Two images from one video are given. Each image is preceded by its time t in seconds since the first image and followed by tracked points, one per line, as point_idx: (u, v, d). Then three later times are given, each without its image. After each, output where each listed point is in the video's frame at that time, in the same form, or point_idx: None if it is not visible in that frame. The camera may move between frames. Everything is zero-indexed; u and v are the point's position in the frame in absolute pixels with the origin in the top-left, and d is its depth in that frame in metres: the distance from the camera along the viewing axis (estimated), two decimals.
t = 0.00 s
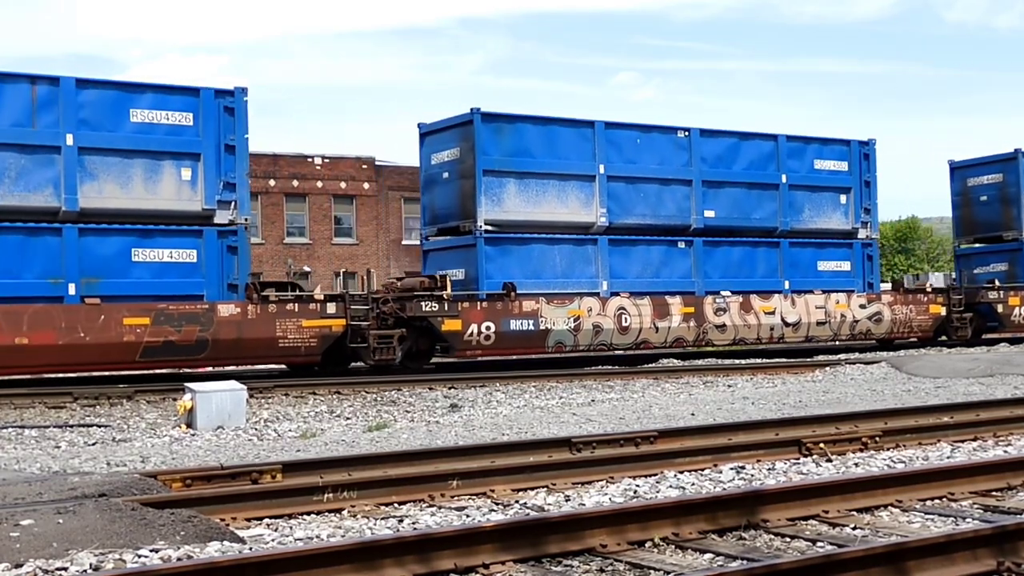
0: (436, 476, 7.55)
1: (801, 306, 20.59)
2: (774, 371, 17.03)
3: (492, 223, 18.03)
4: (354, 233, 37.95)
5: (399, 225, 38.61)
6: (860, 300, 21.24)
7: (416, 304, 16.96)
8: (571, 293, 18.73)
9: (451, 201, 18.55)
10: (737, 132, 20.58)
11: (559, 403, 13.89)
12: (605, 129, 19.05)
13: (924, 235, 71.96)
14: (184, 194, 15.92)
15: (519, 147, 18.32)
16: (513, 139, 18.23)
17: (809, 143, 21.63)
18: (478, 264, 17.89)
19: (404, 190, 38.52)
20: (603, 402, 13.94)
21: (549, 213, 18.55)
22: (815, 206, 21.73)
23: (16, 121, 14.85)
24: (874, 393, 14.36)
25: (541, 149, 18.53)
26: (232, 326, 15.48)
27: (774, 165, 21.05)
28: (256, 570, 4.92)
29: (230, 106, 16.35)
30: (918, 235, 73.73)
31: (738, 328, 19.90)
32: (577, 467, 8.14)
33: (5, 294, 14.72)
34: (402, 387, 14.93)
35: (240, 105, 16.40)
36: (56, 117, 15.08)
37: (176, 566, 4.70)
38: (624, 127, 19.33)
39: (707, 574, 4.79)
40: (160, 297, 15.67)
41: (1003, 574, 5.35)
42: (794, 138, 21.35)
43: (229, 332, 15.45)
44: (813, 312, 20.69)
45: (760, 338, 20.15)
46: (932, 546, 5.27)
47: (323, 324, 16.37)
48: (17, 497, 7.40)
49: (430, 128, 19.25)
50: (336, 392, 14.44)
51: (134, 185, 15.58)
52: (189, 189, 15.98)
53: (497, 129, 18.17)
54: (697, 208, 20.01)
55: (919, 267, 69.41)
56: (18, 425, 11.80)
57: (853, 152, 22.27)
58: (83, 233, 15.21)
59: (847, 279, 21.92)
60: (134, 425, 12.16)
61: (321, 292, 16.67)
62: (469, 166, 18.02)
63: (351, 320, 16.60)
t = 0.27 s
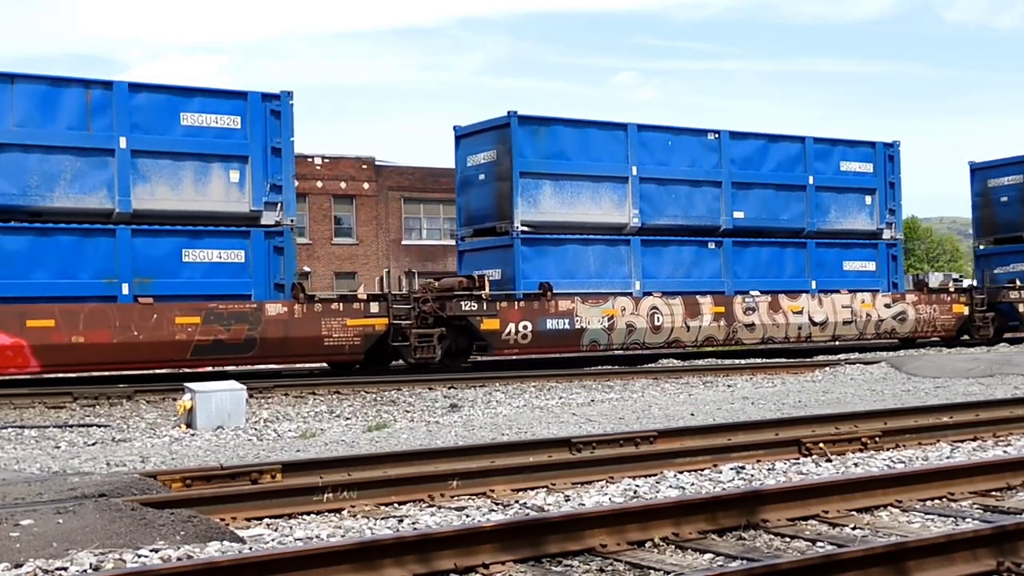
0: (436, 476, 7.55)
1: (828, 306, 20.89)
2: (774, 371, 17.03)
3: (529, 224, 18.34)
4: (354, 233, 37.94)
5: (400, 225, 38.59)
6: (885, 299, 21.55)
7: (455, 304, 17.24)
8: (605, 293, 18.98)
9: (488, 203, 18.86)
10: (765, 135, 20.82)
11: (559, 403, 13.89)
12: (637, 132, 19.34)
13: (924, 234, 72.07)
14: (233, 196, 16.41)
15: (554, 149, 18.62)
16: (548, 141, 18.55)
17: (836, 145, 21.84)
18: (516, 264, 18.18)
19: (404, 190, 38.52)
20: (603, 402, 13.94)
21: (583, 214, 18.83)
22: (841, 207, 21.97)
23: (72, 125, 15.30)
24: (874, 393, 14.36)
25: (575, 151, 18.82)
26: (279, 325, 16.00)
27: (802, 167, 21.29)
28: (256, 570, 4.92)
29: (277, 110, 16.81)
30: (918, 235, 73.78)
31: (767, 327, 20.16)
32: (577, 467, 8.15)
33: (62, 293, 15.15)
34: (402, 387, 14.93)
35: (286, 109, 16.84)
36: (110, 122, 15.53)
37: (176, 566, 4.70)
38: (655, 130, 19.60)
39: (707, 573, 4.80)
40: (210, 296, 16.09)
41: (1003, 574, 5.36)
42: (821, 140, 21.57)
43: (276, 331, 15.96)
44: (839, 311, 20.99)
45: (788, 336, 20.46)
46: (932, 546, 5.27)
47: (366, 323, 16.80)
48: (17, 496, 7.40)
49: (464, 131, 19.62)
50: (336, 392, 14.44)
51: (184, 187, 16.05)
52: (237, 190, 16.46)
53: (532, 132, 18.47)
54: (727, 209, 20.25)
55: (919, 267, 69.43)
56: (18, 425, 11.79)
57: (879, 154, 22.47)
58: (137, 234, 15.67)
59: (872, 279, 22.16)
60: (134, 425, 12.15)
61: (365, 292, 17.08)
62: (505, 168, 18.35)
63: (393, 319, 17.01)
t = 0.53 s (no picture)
0: (436, 476, 7.55)
1: (854, 305, 21.11)
2: (774, 371, 17.03)
3: (565, 225, 18.57)
4: (354, 233, 37.93)
5: (400, 225, 38.57)
6: (910, 299, 21.75)
7: (494, 304, 17.57)
8: (637, 293, 19.24)
9: (523, 204, 19.03)
10: (793, 137, 21.09)
11: (558, 403, 13.89)
12: (669, 134, 19.57)
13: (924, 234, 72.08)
14: (279, 198, 16.44)
15: (588, 151, 18.84)
16: (583, 144, 18.77)
17: (862, 146, 22.06)
18: (551, 265, 18.41)
19: (404, 190, 38.54)
20: (603, 402, 13.94)
21: (616, 215, 19.06)
22: (867, 208, 22.21)
23: (125, 128, 15.40)
24: (874, 394, 14.37)
25: (609, 153, 19.04)
26: (325, 324, 16.21)
27: (828, 168, 21.55)
28: (256, 570, 4.92)
29: (322, 113, 16.83)
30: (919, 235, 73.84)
31: (795, 327, 20.37)
32: (577, 467, 8.15)
33: (115, 293, 15.30)
34: (402, 388, 14.93)
35: (331, 112, 16.87)
36: (162, 125, 15.62)
37: (176, 566, 4.70)
38: (686, 133, 19.84)
39: (707, 573, 4.80)
40: (258, 296, 16.22)
41: (1003, 574, 5.36)
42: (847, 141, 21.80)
43: (321, 330, 16.17)
44: (865, 310, 21.20)
45: (816, 335, 20.66)
46: (932, 546, 5.27)
47: (408, 323, 17.05)
48: (17, 497, 7.40)
49: (499, 134, 19.76)
50: (336, 392, 14.44)
51: (233, 189, 16.10)
52: (283, 193, 16.50)
53: (568, 134, 18.68)
54: (755, 210, 20.49)
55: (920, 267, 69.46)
56: (18, 425, 11.79)
57: (904, 155, 22.69)
58: (187, 235, 15.77)
59: (897, 279, 22.40)
60: (134, 425, 12.15)
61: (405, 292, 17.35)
62: (541, 170, 18.50)
63: (434, 319, 17.29)
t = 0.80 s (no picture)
0: (436, 476, 7.55)
1: (880, 305, 21.65)
2: (774, 371, 17.03)
3: (599, 226, 19.03)
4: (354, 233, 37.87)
5: (400, 225, 38.50)
6: (934, 299, 22.32)
7: (531, 303, 17.93)
8: (669, 292, 19.71)
9: (556, 205, 19.46)
10: (821, 139, 21.64)
11: (559, 403, 13.90)
12: (700, 136, 20.08)
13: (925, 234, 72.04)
14: (324, 200, 16.88)
15: (622, 154, 19.31)
16: (616, 146, 19.24)
17: (886, 148, 22.60)
18: (586, 265, 18.87)
19: (404, 190, 38.54)
20: (603, 402, 13.95)
21: (649, 216, 19.53)
22: (891, 208, 22.74)
23: (177, 131, 15.80)
24: (874, 393, 14.36)
25: (642, 156, 19.52)
26: (368, 323, 16.59)
27: (853, 170, 22.08)
28: (256, 571, 4.92)
29: (364, 116, 17.27)
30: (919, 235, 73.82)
31: (822, 326, 20.90)
32: (577, 467, 8.15)
33: (167, 293, 15.70)
34: (402, 388, 14.93)
35: (373, 116, 17.31)
36: (212, 128, 16.04)
37: (176, 566, 4.70)
38: (716, 135, 20.35)
39: (707, 573, 4.79)
40: (305, 295, 16.65)
41: (1003, 574, 5.36)
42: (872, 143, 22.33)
43: (365, 329, 16.55)
44: (889, 310, 21.74)
45: (842, 334, 21.19)
46: (932, 546, 5.27)
47: (448, 321, 17.30)
48: (18, 496, 7.40)
49: (533, 136, 20.22)
50: (336, 392, 14.44)
51: (279, 191, 16.52)
52: (328, 194, 16.94)
53: (602, 136, 19.15)
54: (784, 210, 21.02)
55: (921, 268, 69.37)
56: (18, 425, 11.79)
57: (927, 157, 23.25)
58: (237, 236, 16.19)
59: (920, 279, 22.95)
60: (134, 425, 12.15)
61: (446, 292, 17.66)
62: (576, 172, 18.96)
63: (473, 318, 17.52)
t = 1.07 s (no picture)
0: (436, 476, 7.55)
1: (904, 305, 21.88)
2: (774, 371, 17.03)
3: (631, 227, 19.30)
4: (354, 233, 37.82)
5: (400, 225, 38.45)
6: (957, 298, 22.49)
7: (567, 302, 18.11)
8: (699, 292, 19.92)
9: (590, 206, 19.83)
10: (846, 140, 21.87)
11: (559, 403, 13.89)
12: (730, 138, 20.32)
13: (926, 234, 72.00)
14: (366, 201, 17.12)
15: (653, 155, 19.59)
16: (649, 148, 19.56)
17: (911, 150, 22.83)
18: (619, 265, 19.11)
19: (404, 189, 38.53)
20: (603, 402, 13.94)
21: (680, 217, 19.78)
22: (915, 209, 22.98)
23: (225, 134, 16.05)
24: (874, 393, 14.36)
25: (674, 157, 19.80)
26: (410, 322, 16.71)
27: (879, 171, 22.30)
28: (256, 571, 4.92)
29: (406, 119, 17.53)
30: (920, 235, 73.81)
31: (849, 325, 21.09)
32: (577, 467, 8.15)
33: (216, 293, 15.91)
34: (402, 388, 14.93)
35: (415, 119, 17.58)
36: (259, 131, 16.28)
37: (177, 566, 4.70)
38: (745, 137, 20.58)
39: (707, 573, 4.79)
40: (347, 294, 16.88)
41: (1003, 574, 5.36)
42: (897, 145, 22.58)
43: (408, 328, 16.67)
44: (914, 309, 21.94)
45: (868, 333, 21.40)
46: (932, 546, 5.27)
47: (488, 320, 17.40)
48: (18, 497, 7.40)
49: (567, 138, 20.66)
50: (336, 392, 14.44)
51: (324, 193, 16.79)
52: (370, 195, 17.17)
53: (634, 138, 19.47)
54: (811, 211, 21.23)
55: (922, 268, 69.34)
56: (18, 425, 11.80)
57: (949, 158, 23.56)
58: (283, 237, 16.44)
59: (943, 279, 23.20)
60: (134, 425, 12.16)
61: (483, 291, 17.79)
62: (610, 174, 19.34)
63: (511, 317, 17.73)
